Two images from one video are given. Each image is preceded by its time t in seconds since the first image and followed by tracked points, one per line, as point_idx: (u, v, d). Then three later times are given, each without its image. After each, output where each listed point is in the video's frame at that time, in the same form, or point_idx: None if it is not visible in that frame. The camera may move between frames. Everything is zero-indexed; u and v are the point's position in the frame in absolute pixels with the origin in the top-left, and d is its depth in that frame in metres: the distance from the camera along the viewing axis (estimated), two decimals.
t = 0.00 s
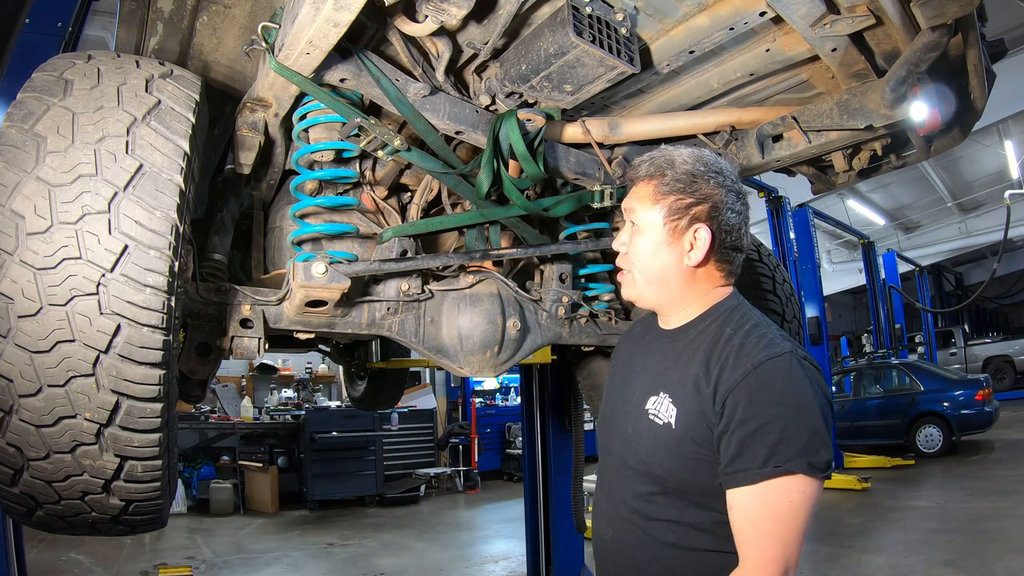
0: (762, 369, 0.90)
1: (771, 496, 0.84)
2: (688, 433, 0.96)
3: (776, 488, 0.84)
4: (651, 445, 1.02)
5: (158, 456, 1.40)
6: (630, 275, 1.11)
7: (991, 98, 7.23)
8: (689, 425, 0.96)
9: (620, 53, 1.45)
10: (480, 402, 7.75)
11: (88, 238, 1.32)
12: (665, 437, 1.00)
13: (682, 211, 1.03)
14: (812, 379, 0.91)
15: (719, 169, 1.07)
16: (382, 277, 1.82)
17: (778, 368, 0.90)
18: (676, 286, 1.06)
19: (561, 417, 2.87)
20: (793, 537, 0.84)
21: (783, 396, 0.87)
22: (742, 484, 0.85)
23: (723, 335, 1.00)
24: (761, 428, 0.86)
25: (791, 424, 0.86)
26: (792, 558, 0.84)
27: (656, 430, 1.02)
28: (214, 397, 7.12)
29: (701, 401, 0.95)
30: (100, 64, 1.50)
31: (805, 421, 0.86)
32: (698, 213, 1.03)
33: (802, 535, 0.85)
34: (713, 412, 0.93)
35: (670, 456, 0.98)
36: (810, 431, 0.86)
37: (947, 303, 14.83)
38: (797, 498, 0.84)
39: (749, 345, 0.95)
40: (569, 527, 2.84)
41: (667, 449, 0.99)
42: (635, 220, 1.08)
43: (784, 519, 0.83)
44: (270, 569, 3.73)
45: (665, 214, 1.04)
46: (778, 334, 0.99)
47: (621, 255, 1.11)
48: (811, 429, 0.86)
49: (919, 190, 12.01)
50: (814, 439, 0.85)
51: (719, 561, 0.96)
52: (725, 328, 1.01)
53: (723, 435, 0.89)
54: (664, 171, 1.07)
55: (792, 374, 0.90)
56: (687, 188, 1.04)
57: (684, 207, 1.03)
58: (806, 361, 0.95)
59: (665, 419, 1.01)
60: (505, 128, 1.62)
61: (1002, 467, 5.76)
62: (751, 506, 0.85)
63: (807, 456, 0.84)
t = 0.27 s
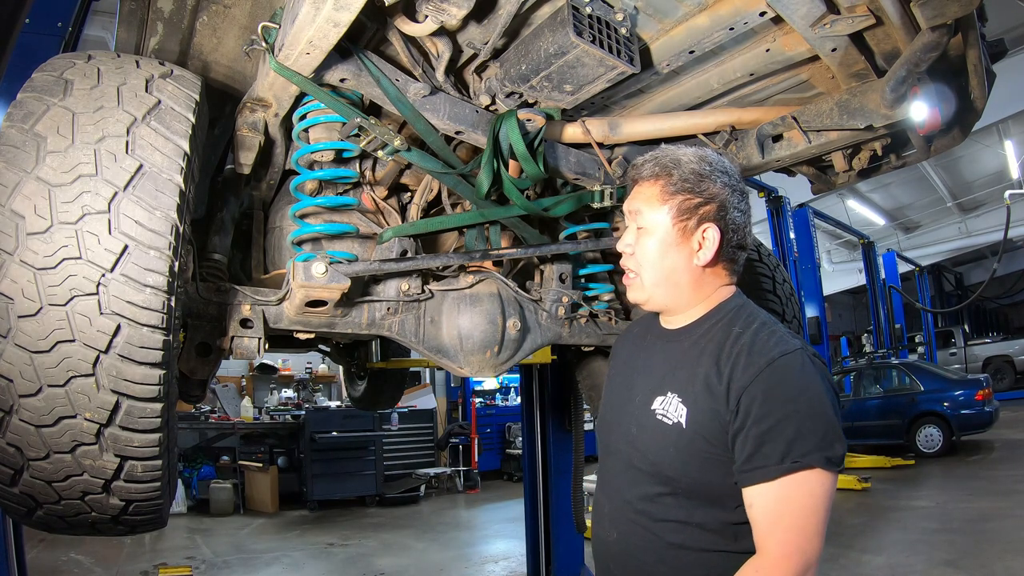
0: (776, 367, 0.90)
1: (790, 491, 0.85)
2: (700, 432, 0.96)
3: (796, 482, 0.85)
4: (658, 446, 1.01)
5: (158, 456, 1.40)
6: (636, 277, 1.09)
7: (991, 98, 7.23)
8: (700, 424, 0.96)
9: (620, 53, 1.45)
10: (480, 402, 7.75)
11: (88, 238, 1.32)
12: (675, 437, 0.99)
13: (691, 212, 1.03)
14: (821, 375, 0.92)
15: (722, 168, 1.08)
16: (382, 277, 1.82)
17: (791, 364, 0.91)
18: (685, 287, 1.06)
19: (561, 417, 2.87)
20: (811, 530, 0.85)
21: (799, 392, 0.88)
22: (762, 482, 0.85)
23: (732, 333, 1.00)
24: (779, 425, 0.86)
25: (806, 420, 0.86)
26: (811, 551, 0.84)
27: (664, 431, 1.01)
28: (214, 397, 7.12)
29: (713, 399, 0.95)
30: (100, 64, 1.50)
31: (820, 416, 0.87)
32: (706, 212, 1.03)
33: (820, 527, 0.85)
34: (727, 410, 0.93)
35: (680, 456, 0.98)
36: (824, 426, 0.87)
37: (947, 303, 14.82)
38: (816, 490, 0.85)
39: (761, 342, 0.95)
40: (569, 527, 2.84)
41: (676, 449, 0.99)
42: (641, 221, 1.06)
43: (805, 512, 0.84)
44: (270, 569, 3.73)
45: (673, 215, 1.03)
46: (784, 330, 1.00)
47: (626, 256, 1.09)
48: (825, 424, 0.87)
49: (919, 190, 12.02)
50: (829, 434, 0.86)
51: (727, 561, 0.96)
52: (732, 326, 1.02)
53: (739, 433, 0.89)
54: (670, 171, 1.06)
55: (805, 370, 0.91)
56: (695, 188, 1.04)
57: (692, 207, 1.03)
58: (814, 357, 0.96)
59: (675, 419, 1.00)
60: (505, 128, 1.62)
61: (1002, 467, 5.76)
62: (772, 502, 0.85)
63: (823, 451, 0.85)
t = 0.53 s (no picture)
0: (778, 363, 0.91)
1: (785, 483, 0.84)
2: (702, 428, 0.96)
3: (790, 477, 0.84)
4: (661, 444, 1.02)
5: (158, 456, 1.40)
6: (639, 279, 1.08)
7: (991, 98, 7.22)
8: (702, 421, 0.96)
9: (619, 53, 1.45)
10: (480, 402, 7.75)
11: (88, 238, 1.32)
12: (680, 436, 0.99)
13: (695, 212, 1.03)
14: (823, 374, 0.92)
15: (722, 168, 1.08)
16: (382, 277, 1.82)
17: (793, 362, 0.91)
18: (691, 288, 1.05)
19: (560, 417, 2.87)
20: (801, 529, 0.83)
21: (797, 390, 0.88)
22: (759, 472, 0.84)
23: (738, 331, 1.00)
24: (776, 420, 0.86)
25: (805, 416, 0.87)
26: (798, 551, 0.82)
27: (666, 428, 1.01)
28: (214, 397, 7.12)
29: (714, 394, 0.95)
30: (100, 64, 1.50)
31: (817, 415, 0.87)
32: (710, 211, 1.03)
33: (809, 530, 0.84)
34: (728, 406, 0.93)
35: (685, 455, 0.98)
36: (820, 426, 0.87)
37: (947, 303, 14.81)
38: (811, 489, 0.84)
39: (764, 340, 0.96)
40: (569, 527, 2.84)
41: (682, 448, 0.98)
42: (644, 222, 1.05)
43: (798, 506, 0.83)
44: (270, 569, 3.73)
45: (678, 215, 1.03)
46: (789, 329, 1.00)
47: (629, 259, 1.08)
48: (822, 424, 0.87)
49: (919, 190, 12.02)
50: (824, 434, 0.87)
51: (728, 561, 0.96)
52: (737, 324, 1.02)
53: (737, 428, 0.90)
54: (671, 171, 1.06)
55: (806, 369, 0.91)
56: (697, 187, 1.03)
57: (696, 207, 1.03)
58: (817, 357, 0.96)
59: (678, 417, 1.00)
60: (505, 128, 1.62)
61: (1002, 467, 5.76)
62: (766, 492, 0.84)
63: (818, 450, 0.85)
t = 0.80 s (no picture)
0: (772, 360, 0.91)
1: (782, 478, 0.83)
2: (697, 425, 0.96)
3: (787, 473, 0.84)
4: (659, 442, 1.01)
5: (158, 456, 1.40)
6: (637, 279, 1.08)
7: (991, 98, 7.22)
8: (698, 418, 0.96)
9: (620, 53, 1.45)
10: (480, 402, 7.75)
11: (88, 238, 1.32)
12: (675, 433, 0.99)
13: (693, 212, 1.03)
14: (820, 372, 0.92)
15: (720, 168, 1.08)
16: (382, 277, 1.82)
17: (788, 359, 0.91)
18: (690, 287, 1.05)
19: (561, 416, 2.86)
20: (798, 524, 0.83)
21: (792, 385, 0.88)
22: (755, 468, 0.84)
23: (734, 329, 1.00)
24: (769, 415, 0.86)
25: (799, 411, 0.86)
26: (794, 548, 0.82)
27: (663, 426, 1.01)
28: (214, 397, 7.12)
29: (710, 392, 0.95)
30: (100, 64, 1.50)
31: (812, 411, 0.87)
32: (709, 211, 1.03)
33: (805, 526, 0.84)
34: (723, 402, 0.93)
35: (682, 452, 0.98)
36: (815, 422, 0.86)
37: (947, 303, 14.81)
38: (807, 486, 0.84)
39: (759, 338, 0.95)
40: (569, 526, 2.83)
41: (679, 446, 0.98)
42: (643, 222, 1.05)
43: (796, 502, 0.83)
44: (270, 569, 3.73)
45: (676, 215, 1.03)
46: (786, 327, 1.00)
47: (628, 259, 1.07)
48: (816, 420, 0.87)
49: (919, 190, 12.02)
50: (819, 430, 0.86)
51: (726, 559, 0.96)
52: (733, 322, 1.02)
53: (732, 424, 0.89)
54: (670, 171, 1.06)
55: (802, 366, 0.91)
56: (696, 187, 1.03)
57: (695, 207, 1.03)
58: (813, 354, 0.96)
59: (675, 414, 1.00)
60: (505, 127, 1.62)
61: (1002, 467, 5.76)
62: (763, 487, 0.83)
63: (812, 446, 0.85)
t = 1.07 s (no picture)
0: (775, 357, 0.91)
1: (789, 474, 0.83)
2: (700, 423, 0.96)
3: (793, 468, 0.84)
4: (659, 441, 1.01)
5: (158, 456, 1.40)
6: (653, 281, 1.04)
7: (991, 98, 7.22)
8: (701, 416, 0.96)
9: (620, 53, 1.45)
10: (480, 402, 7.75)
11: (88, 238, 1.32)
12: (678, 431, 0.98)
13: (711, 211, 1.03)
14: (822, 369, 0.92)
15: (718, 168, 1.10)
16: (382, 277, 1.82)
17: (791, 356, 0.91)
18: (706, 287, 1.05)
19: (560, 417, 2.87)
20: (805, 519, 0.83)
21: (796, 382, 0.88)
22: (762, 466, 0.84)
23: (736, 328, 1.00)
24: (775, 413, 0.86)
25: (803, 408, 0.86)
26: (805, 540, 0.82)
27: (664, 424, 1.01)
28: (214, 397, 7.13)
29: (714, 389, 0.95)
30: (100, 64, 1.50)
31: (816, 407, 0.87)
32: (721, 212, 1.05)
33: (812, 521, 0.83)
34: (728, 400, 0.92)
35: (683, 450, 0.97)
36: (819, 417, 0.86)
37: (948, 303, 14.80)
38: (813, 481, 0.83)
39: (761, 336, 0.96)
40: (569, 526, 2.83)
41: (680, 444, 0.98)
42: (665, 222, 1.01)
43: (802, 498, 0.82)
44: (270, 569, 3.73)
45: (698, 215, 1.02)
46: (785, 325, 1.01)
47: (646, 261, 1.02)
48: (821, 415, 0.87)
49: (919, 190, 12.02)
50: (824, 425, 0.86)
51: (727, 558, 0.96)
52: (733, 321, 1.02)
53: (737, 422, 0.89)
54: (682, 171, 1.04)
55: (804, 362, 0.91)
56: (710, 187, 1.04)
57: (712, 207, 1.03)
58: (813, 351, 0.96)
59: (676, 412, 0.99)
60: (505, 127, 1.62)
61: (1002, 467, 5.76)
62: (769, 483, 0.83)
63: (818, 441, 0.85)
